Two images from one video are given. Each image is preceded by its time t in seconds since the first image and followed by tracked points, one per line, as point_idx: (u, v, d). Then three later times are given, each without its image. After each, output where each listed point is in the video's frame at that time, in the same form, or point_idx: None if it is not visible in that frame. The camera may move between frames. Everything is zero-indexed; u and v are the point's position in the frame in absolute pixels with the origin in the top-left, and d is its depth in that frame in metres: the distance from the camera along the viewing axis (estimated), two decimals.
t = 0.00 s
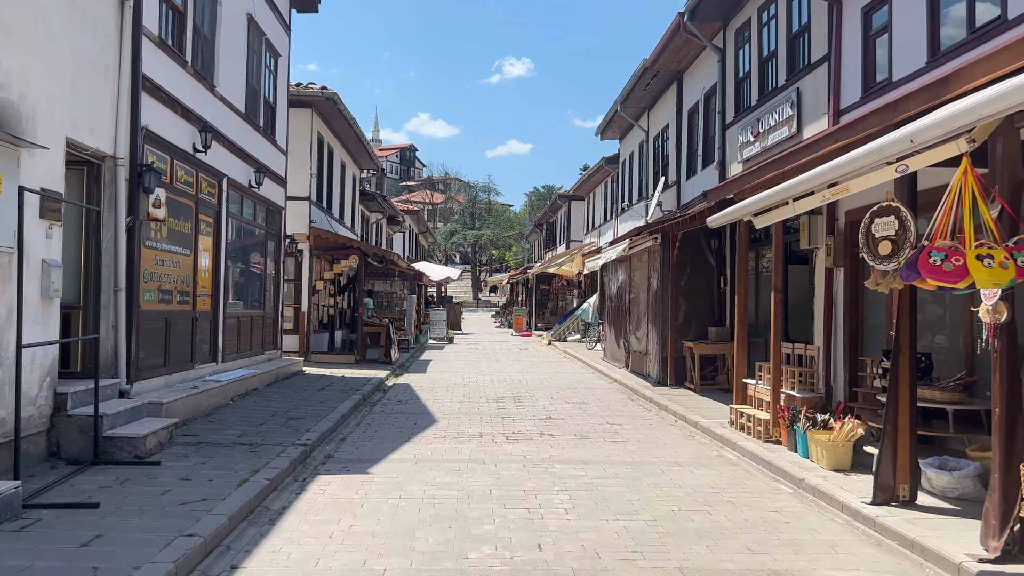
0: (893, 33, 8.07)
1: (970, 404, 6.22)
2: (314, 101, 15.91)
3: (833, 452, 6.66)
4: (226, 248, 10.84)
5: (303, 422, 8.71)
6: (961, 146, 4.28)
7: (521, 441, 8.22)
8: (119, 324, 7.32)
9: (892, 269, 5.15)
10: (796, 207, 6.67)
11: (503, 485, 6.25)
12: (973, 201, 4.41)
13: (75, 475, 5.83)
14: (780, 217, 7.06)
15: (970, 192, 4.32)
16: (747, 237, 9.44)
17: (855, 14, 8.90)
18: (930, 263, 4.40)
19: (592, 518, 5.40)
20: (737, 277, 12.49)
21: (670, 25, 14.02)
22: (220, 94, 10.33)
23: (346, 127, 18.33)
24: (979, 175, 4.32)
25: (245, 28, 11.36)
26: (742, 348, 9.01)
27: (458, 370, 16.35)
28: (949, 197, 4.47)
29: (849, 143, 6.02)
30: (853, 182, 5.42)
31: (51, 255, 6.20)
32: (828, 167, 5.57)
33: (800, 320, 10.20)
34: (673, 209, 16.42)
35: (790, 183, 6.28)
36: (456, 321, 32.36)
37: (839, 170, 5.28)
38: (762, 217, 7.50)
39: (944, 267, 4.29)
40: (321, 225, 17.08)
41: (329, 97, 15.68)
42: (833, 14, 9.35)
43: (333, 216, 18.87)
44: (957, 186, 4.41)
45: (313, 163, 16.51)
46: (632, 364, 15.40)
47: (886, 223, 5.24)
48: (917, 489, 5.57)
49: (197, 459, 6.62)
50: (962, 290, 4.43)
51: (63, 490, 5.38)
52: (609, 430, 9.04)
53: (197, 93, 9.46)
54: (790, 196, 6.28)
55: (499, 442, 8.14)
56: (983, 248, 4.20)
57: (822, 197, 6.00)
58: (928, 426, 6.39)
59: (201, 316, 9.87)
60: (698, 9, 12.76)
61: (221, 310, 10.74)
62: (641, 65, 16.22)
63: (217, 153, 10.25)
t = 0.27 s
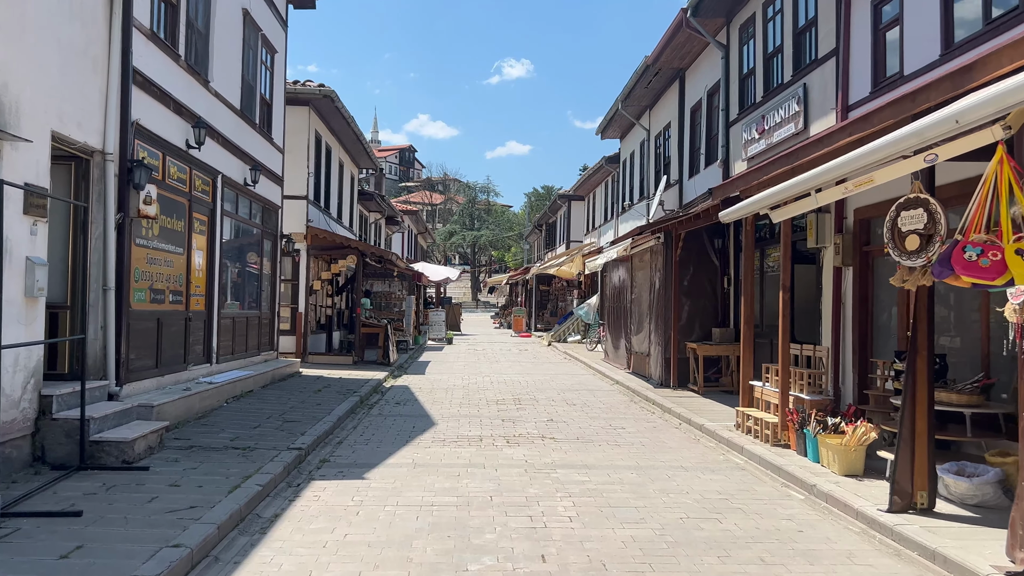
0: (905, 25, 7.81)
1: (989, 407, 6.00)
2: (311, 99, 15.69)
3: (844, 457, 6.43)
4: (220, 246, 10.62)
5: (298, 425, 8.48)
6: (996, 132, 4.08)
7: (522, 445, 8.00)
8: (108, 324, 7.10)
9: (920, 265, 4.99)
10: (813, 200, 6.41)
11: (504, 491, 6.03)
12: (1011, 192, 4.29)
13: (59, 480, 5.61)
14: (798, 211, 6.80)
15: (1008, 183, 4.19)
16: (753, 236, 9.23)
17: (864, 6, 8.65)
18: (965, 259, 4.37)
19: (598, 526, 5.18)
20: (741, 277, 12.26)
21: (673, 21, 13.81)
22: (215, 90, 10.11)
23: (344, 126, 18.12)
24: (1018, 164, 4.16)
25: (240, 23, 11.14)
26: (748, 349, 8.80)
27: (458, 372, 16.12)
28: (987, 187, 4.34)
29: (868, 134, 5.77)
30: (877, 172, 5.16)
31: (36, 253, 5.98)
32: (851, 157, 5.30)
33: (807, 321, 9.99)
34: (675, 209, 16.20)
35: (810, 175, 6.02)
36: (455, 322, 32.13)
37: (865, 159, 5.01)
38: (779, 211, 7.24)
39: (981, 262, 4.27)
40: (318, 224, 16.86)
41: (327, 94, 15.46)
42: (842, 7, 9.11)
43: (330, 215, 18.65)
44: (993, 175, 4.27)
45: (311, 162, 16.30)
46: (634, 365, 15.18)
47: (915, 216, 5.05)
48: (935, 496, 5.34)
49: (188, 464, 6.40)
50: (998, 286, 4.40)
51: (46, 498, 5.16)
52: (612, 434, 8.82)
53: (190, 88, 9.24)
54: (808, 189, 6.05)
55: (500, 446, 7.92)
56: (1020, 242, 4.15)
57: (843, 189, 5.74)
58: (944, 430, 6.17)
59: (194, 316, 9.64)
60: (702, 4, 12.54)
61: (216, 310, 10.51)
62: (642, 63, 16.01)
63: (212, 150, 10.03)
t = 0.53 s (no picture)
0: (918, 23, 7.57)
1: (1010, 419, 5.78)
2: (309, 100, 15.48)
3: (858, 470, 6.19)
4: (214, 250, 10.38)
5: (293, 435, 8.24)
6: None
7: (523, 455, 7.76)
8: (96, 331, 6.87)
9: (955, 275, 4.73)
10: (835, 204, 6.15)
11: (506, 506, 5.79)
12: None
13: (41, 496, 5.37)
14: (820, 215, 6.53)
15: None
16: (760, 240, 9.01)
17: (875, 5, 8.42)
18: (1005, 268, 4.36)
19: (605, 544, 4.95)
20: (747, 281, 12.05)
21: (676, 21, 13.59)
22: (209, 90, 9.88)
23: (341, 127, 17.89)
24: None
25: (235, 22, 10.91)
26: (756, 356, 8.57)
27: (457, 377, 15.87)
28: None
29: (892, 135, 5.51)
30: (908, 175, 4.90)
31: (19, 258, 5.75)
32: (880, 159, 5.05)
33: (815, 327, 9.77)
34: (677, 211, 15.98)
35: (834, 178, 5.76)
36: (455, 325, 31.89)
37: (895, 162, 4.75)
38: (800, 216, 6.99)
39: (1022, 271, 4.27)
40: (315, 227, 16.63)
41: (325, 95, 15.24)
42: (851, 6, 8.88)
43: (328, 218, 18.42)
44: None
45: (308, 164, 16.06)
46: (636, 370, 14.95)
47: (952, 221, 4.78)
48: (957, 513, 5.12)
49: (177, 477, 6.16)
50: None
51: (26, 515, 4.92)
52: (616, 443, 8.58)
53: (183, 88, 9.01)
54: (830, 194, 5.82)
55: (501, 456, 7.69)
56: None
57: (870, 192, 5.47)
58: (964, 443, 5.94)
59: (187, 322, 9.41)
60: (705, 4, 12.33)
61: (209, 315, 10.28)
62: (644, 64, 15.81)
63: (205, 151, 9.80)
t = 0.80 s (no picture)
0: (930, 17, 7.30)
1: None
2: (305, 98, 15.25)
3: (871, 476, 5.97)
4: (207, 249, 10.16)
5: (287, 440, 8.01)
6: None
7: (523, 460, 7.53)
8: (81, 331, 6.64)
9: (992, 268, 4.53)
10: (852, 196, 5.93)
11: (506, 514, 5.56)
12: None
13: (19, 503, 5.14)
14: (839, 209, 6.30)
15: None
16: (766, 239, 8.80)
17: None
18: None
19: (609, 554, 4.72)
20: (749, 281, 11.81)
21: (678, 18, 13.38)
22: (201, 86, 9.65)
23: (339, 126, 17.67)
24: None
25: (229, 16, 10.68)
26: (762, 357, 8.34)
27: (455, 380, 15.64)
28: None
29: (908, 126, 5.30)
30: (939, 161, 4.65)
31: None
32: (907, 145, 4.79)
33: (821, 328, 9.55)
34: (678, 212, 15.76)
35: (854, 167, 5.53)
36: (453, 327, 31.66)
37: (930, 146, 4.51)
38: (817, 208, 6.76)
39: None
40: (312, 228, 16.39)
41: (321, 94, 15.02)
42: None
43: (325, 218, 18.19)
44: None
45: (305, 163, 15.84)
46: (637, 373, 14.72)
47: (990, 211, 4.55)
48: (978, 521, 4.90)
49: (164, 483, 5.93)
50: None
51: (1, 524, 4.69)
52: (619, 447, 8.36)
53: (174, 83, 8.78)
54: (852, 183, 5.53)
55: (500, 462, 7.45)
56: None
57: (894, 181, 5.22)
58: (982, 448, 5.72)
59: (178, 322, 9.19)
60: None
61: (202, 316, 10.05)
62: (645, 62, 15.60)
63: (197, 149, 9.57)
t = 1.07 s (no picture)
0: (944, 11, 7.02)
1: None
2: (299, 99, 14.98)
3: (887, 489, 5.70)
4: (197, 251, 9.88)
5: (277, 449, 7.73)
6: None
7: (523, 471, 7.25)
8: (61, 337, 6.35)
9: None
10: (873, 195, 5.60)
11: (504, 530, 5.29)
12: None
13: None
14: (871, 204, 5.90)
15: None
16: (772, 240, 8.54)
17: None
18: None
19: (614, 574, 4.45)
20: (753, 285, 11.53)
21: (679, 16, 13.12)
22: (191, 83, 9.38)
23: (334, 127, 17.40)
24: None
25: (220, 13, 10.41)
26: (769, 363, 8.08)
27: (453, 385, 15.35)
28: None
29: (928, 121, 5.05)
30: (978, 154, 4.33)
31: None
32: (940, 138, 4.46)
33: (829, 332, 9.29)
34: (680, 214, 15.50)
35: (882, 160, 5.16)
36: (451, 331, 31.37)
37: (970, 138, 4.12)
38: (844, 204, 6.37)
39: None
40: (307, 230, 16.12)
41: (316, 94, 14.75)
42: None
43: (320, 221, 17.92)
44: None
45: (299, 165, 15.56)
46: (638, 378, 14.45)
47: None
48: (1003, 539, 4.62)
49: (145, 497, 5.65)
50: None
51: None
52: (621, 456, 8.08)
53: (162, 80, 8.50)
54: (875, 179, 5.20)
55: (498, 472, 7.17)
56: None
57: (922, 177, 4.90)
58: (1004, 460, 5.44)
59: (166, 327, 8.90)
60: None
61: (192, 320, 9.77)
62: (645, 62, 15.35)
63: (187, 148, 9.31)
